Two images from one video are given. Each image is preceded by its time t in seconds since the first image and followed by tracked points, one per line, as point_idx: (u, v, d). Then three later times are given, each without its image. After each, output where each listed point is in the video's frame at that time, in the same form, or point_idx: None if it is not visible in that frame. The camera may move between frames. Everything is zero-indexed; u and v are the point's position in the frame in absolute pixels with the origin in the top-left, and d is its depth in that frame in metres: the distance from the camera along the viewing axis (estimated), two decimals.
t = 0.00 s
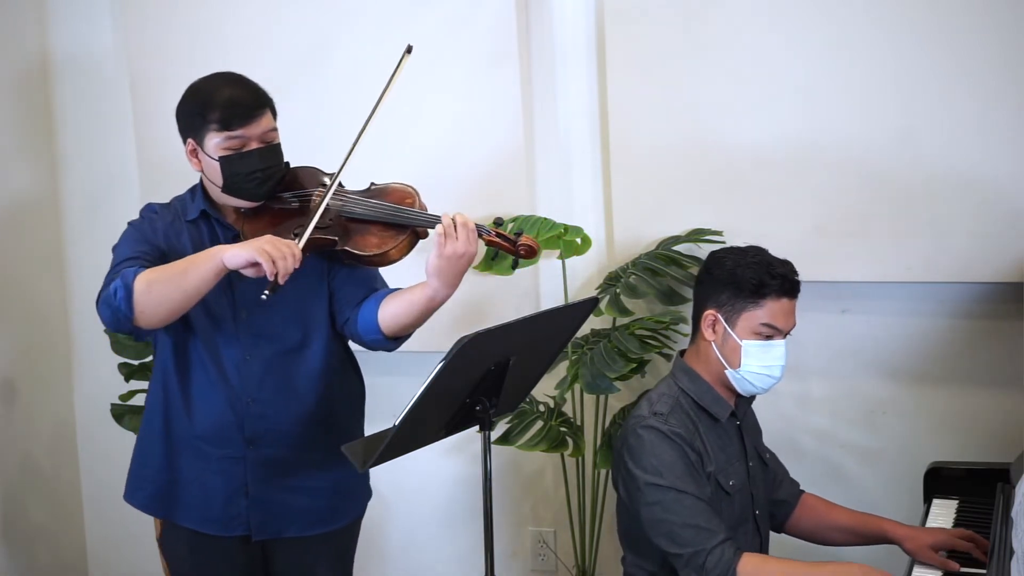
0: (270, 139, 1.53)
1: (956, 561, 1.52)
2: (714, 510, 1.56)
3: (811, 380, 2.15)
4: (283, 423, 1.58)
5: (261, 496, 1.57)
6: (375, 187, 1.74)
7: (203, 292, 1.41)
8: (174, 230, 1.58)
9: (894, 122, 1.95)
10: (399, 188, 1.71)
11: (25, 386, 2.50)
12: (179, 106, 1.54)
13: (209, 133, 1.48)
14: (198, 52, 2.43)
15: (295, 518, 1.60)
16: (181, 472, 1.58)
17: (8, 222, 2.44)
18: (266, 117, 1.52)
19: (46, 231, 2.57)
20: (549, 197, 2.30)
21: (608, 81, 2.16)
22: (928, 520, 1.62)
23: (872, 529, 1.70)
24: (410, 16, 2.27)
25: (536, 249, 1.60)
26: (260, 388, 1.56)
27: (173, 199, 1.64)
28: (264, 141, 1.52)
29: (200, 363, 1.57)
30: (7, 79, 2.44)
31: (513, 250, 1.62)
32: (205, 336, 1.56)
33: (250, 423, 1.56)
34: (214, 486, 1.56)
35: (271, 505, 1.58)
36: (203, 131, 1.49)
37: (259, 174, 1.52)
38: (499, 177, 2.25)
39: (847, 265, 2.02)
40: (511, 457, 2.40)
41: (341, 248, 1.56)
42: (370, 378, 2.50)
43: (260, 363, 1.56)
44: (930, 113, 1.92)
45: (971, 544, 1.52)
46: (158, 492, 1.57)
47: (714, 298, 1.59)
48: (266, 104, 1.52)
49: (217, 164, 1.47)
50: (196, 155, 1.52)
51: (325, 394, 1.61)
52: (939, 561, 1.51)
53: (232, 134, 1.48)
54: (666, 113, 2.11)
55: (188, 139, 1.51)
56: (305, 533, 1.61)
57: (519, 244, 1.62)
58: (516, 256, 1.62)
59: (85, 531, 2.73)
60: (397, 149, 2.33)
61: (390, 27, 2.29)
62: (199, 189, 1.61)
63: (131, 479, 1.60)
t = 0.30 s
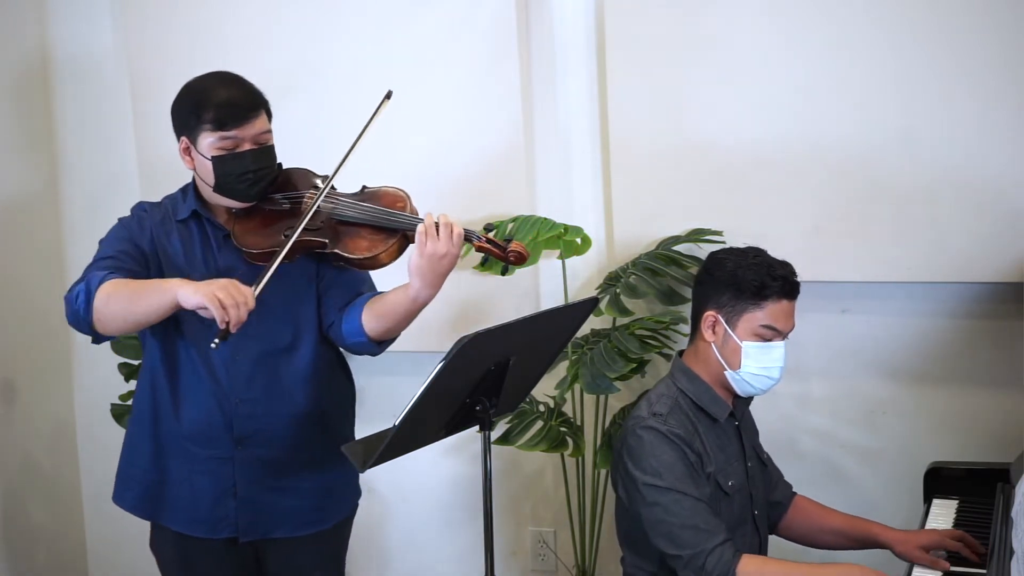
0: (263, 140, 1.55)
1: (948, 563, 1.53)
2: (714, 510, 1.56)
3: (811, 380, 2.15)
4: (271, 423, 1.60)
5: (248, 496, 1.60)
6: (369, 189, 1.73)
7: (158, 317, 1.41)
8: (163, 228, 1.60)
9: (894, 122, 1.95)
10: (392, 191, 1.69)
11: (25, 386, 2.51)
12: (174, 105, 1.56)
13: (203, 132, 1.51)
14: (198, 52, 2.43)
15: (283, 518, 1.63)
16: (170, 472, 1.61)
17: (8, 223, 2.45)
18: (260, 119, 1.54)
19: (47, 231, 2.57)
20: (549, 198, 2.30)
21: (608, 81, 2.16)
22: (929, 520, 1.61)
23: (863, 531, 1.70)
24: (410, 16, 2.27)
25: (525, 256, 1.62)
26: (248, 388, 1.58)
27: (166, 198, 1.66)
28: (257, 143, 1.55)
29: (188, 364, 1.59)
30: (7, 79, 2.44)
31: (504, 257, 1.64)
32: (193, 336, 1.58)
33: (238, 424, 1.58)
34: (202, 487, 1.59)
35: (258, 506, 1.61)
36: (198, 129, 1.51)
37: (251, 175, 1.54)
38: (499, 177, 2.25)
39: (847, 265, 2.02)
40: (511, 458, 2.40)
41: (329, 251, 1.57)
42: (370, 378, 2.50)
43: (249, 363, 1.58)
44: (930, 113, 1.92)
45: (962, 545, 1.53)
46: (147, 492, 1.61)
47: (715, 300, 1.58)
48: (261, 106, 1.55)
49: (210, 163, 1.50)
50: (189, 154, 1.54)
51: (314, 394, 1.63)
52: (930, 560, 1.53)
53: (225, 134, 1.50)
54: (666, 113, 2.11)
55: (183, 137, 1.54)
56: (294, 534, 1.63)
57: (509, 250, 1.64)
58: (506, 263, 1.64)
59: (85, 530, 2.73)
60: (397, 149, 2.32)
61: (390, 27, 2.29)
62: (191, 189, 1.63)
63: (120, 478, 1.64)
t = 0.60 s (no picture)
0: (261, 148, 1.56)
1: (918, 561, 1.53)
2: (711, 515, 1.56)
3: (811, 380, 2.15)
4: (267, 424, 1.61)
5: (243, 495, 1.61)
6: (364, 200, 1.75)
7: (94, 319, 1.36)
8: (157, 228, 1.60)
9: (894, 122, 1.95)
10: (388, 203, 1.73)
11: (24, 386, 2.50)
12: (170, 107, 1.55)
13: (202, 139, 1.51)
14: (198, 52, 2.43)
15: (277, 519, 1.64)
16: (161, 472, 1.60)
17: (8, 223, 2.45)
18: (259, 128, 1.55)
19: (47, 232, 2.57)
20: (549, 198, 2.30)
21: (609, 81, 2.16)
22: (929, 520, 1.61)
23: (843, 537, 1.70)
24: (410, 16, 2.27)
25: (521, 279, 1.65)
26: (246, 389, 1.60)
27: (156, 195, 1.66)
28: (255, 151, 1.55)
29: (184, 363, 1.59)
30: (6, 79, 2.44)
31: (499, 276, 1.67)
32: (190, 336, 1.58)
33: (234, 424, 1.59)
34: (195, 487, 1.59)
35: (254, 505, 1.62)
36: (196, 134, 1.51)
37: (247, 183, 1.54)
38: (499, 177, 2.25)
39: (848, 265, 2.02)
40: (511, 458, 2.40)
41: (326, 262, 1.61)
42: (370, 379, 2.50)
43: (246, 364, 1.59)
44: (930, 113, 1.92)
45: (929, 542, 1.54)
46: (139, 491, 1.59)
47: (733, 312, 1.56)
48: (260, 115, 1.55)
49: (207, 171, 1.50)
50: (185, 158, 1.54)
51: (310, 395, 1.65)
52: (898, 560, 1.55)
53: (225, 143, 1.51)
54: (666, 112, 2.11)
55: (179, 141, 1.53)
56: (287, 533, 1.65)
57: (505, 271, 1.66)
58: (502, 283, 1.67)
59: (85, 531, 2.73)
60: (398, 149, 2.32)
61: (390, 27, 2.29)
62: (183, 189, 1.64)
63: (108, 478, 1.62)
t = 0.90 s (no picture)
0: (253, 150, 1.56)
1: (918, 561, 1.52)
2: (711, 514, 1.56)
3: (811, 380, 2.15)
4: (260, 424, 1.62)
5: (236, 495, 1.61)
6: (357, 201, 1.76)
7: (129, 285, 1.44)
8: (148, 228, 1.60)
9: (894, 122, 1.95)
10: (383, 204, 1.74)
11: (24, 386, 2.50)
12: (158, 111, 1.55)
13: (193, 142, 1.51)
14: (198, 53, 2.43)
15: (270, 518, 1.64)
16: (151, 469, 1.61)
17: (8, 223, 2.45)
18: (250, 129, 1.55)
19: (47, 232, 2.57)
20: (549, 198, 2.31)
21: (609, 81, 2.16)
22: (929, 520, 1.61)
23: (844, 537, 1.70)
24: (410, 16, 2.27)
25: (519, 274, 1.69)
26: (239, 390, 1.60)
27: (146, 195, 1.66)
28: (247, 152, 1.56)
29: (177, 363, 1.59)
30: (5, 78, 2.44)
31: (497, 274, 1.70)
32: (184, 336, 1.59)
33: (227, 424, 1.60)
34: (188, 486, 1.59)
35: (246, 505, 1.62)
36: (188, 136, 1.51)
37: (239, 185, 1.54)
38: (499, 177, 2.25)
39: (848, 265, 2.02)
40: (510, 458, 2.41)
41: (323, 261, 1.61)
42: (370, 379, 2.50)
43: (241, 365, 1.60)
44: (930, 113, 1.92)
45: (927, 542, 1.54)
46: (128, 488, 1.60)
47: (743, 319, 1.55)
48: (250, 116, 1.55)
49: (200, 173, 1.51)
50: (176, 160, 1.54)
51: (302, 396, 1.65)
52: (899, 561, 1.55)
53: (216, 144, 1.51)
54: (667, 112, 2.11)
55: (169, 143, 1.53)
56: (279, 533, 1.65)
57: (502, 267, 1.70)
58: (500, 279, 1.70)
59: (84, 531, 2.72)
60: (398, 149, 2.32)
61: (390, 27, 2.29)
62: (172, 188, 1.63)
63: (98, 474, 1.62)
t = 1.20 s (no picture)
0: (244, 151, 1.56)
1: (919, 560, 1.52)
2: (711, 514, 1.56)
3: (811, 380, 2.15)
4: (257, 424, 1.62)
5: (233, 495, 1.61)
6: (350, 199, 1.75)
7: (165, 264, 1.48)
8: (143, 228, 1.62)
9: (894, 122, 1.95)
10: (376, 201, 1.73)
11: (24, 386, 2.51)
12: (150, 110, 1.55)
13: (185, 143, 1.51)
14: (199, 53, 2.43)
15: (268, 518, 1.63)
16: (147, 469, 1.61)
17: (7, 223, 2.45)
18: (242, 131, 1.55)
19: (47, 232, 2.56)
20: (549, 198, 2.31)
21: (609, 81, 2.15)
22: (929, 520, 1.61)
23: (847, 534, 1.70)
24: (411, 16, 2.28)
25: (514, 271, 1.69)
26: (236, 390, 1.60)
27: (139, 197, 1.67)
28: (239, 154, 1.56)
29: (173, 363, 1.59)
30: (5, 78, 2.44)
31: (492, 270, 1.70)
32: (180, 336, 1.59)
33: (223, 424, 1.60)
34: (184, 486, 1.60)
35: (243, 505, 1.62)
36: (179, 138, 1.51)
37: (231, 187, 1.55)
38: (500, 177, 2.25)
39: (848, 265, 2.02)
40: (510, 458, 2.40)
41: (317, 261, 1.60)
42: (370, 379, 2.50)
43: (237, 364, 1.60)
44: (930, 113, 1.92)
45: (931, 541, 1.54)
46: (123, 489, 1.59)
47: (722, 306, 1.57)
48: (242, 117, 1.55)
49: (191, 175, 1.51)
50: (167, 162, 1.55)
51: (298, 396, 1.65)
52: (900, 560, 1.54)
53: (208, 147, 1.51)
54: (667, 112, 2.11)
55: (161, 144, 1.54)
56: (276, 533, 1.64)
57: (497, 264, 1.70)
58: (495, 276, 1.70)
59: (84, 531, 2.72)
60: (398, 149, 2.32)
61: (390, 27, 2.29)
62: (166, 189, 1.65)
63: (93, 475, 1.62)
